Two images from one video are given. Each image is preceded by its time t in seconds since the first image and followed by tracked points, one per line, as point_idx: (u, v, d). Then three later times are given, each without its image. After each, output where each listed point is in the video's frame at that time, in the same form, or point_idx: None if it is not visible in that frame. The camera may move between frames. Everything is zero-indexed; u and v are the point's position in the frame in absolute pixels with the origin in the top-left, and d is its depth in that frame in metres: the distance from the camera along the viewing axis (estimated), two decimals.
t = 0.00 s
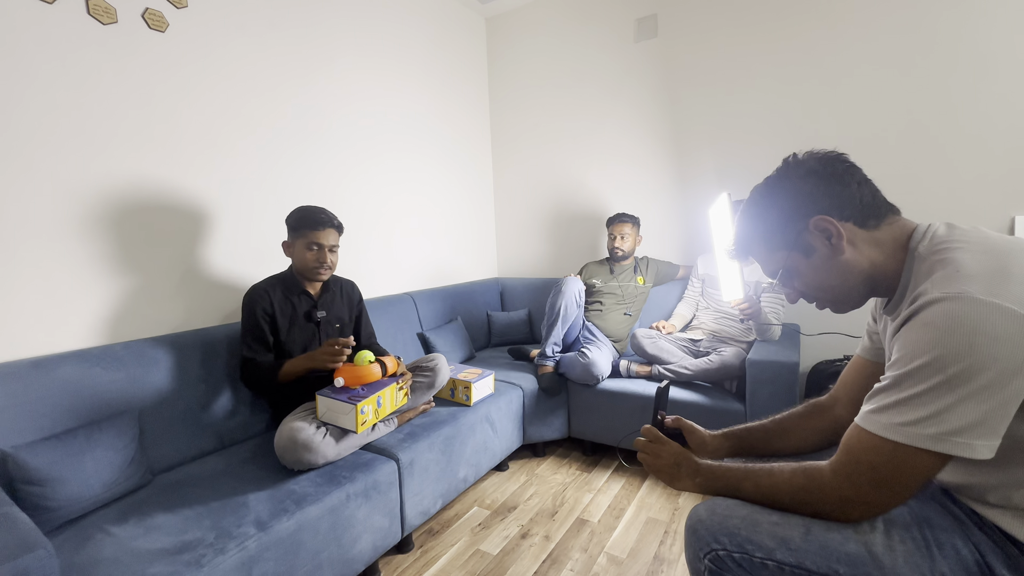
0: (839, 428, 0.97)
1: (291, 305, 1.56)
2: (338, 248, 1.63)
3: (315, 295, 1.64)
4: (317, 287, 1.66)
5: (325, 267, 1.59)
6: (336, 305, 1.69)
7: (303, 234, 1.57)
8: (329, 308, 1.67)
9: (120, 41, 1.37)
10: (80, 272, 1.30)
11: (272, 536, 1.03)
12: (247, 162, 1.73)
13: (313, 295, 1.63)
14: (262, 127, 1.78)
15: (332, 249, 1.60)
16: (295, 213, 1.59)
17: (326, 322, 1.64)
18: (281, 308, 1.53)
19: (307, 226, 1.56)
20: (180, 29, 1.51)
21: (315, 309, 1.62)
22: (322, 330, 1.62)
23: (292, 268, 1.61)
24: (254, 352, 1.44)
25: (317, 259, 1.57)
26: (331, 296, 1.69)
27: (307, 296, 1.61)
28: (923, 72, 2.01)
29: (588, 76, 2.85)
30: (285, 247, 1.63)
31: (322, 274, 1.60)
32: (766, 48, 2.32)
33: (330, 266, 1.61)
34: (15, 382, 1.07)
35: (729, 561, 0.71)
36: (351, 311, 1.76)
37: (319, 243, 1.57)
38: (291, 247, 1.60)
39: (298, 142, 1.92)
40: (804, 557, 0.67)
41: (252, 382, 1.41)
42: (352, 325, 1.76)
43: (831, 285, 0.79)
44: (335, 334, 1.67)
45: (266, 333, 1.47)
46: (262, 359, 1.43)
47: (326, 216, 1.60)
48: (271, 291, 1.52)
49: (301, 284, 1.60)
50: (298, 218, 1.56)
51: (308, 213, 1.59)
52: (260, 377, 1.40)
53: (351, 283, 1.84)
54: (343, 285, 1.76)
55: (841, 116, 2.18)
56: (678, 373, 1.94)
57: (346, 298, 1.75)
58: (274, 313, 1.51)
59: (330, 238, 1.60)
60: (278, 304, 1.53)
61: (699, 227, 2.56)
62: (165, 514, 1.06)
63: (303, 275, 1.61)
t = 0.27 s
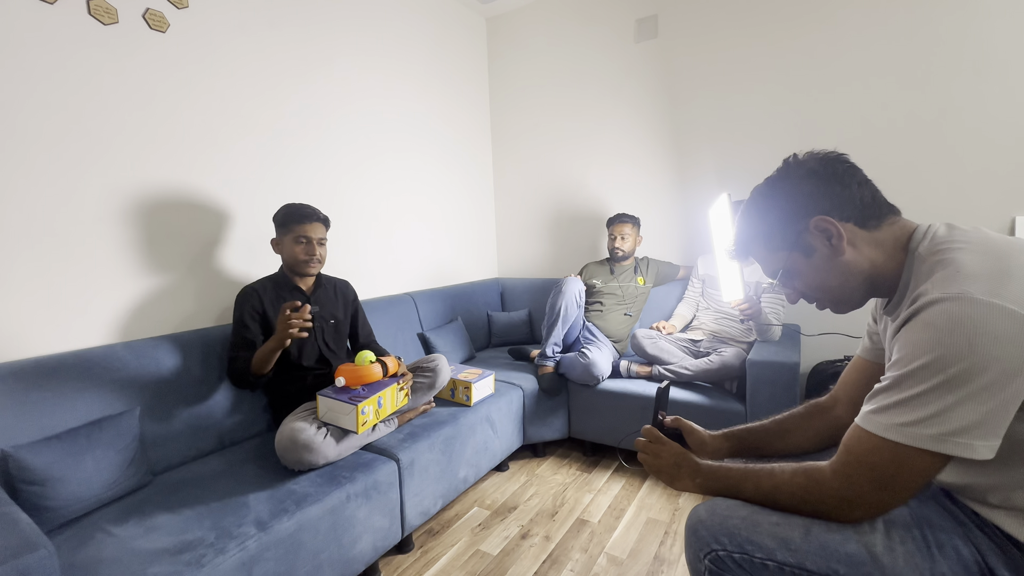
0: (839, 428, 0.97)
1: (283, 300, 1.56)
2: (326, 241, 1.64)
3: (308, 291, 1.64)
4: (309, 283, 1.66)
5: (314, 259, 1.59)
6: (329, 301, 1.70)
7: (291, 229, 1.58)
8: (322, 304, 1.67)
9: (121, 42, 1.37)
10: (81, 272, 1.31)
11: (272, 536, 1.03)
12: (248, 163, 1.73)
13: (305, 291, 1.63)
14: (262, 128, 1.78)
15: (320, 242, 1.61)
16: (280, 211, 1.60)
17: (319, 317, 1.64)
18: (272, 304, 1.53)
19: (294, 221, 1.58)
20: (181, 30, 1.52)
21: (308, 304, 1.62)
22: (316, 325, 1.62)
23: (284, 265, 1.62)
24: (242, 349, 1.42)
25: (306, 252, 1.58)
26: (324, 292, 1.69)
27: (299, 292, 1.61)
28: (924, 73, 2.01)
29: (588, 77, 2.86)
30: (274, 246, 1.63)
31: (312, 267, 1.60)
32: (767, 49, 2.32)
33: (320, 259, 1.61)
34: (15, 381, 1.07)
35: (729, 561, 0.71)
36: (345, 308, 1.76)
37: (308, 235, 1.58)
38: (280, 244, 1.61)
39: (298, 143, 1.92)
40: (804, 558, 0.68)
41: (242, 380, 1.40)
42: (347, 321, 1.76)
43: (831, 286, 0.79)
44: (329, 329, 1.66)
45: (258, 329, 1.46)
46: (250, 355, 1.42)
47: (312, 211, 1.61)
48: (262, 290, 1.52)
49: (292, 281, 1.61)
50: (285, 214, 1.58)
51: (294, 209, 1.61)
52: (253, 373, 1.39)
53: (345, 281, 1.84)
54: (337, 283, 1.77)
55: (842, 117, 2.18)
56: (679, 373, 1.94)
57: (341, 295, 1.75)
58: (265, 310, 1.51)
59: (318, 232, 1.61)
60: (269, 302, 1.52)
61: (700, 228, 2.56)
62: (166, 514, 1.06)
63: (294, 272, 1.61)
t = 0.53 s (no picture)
0: (839, 429, 0.97)
1: (280, 297, 1.57)
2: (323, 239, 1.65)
3: (303, 287, 1.65)
4: (304, 279, 1.66)
5: (311, 257, 1.60)
6: (324, 296, 1.71)
7: (288, 227, 1.58)
8: (319, 299, 1.68)
9: (122, 42, 1.38)
10: (81, 272, 1.31)
11: (272, 536, 1.03)
12: (249, 163, 1.73)
13: (301, 287, 1.64)
14: (263, 128, 1.78)
15: (317, 240, 1.62)
16: (276, 209, 1.61)
17: (317, 312, 1.65)
18: (270, 302, 1.53)
19: (291, 220, 1.58)
20: (181, 30, 1.52)
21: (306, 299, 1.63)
22: (314, 320, 1.62)
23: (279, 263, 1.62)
24: (240, 350, 1.42)
25: (303, 250, 1.59)
26: (319, 288, 1.70)
27: (295, 288, 1.61)
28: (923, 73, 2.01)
29: (588, 77, 2.86)
30: (270, 245, 1.63)
31: (309, 264, 1.61)
32: (767, 49, 2.32)
33: (316, 257, 1.62)
34: (15, 381, 1.07)
35: (728, 561, 0.72)
36: (340, 303, 1.77)
37: (305, 234, 1.59)
38: (276, 242, 1.61)
39: (298, 142, 1.92)
40: (803, 558, 0.68)
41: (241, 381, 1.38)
42: (343, 316, 1.77)
43: (831, 286, 0.79)
44: (327, 323, 1.67)
45: (255, 329, 1.47)
46: (248, 356, 1.42)
47: (308, 210, 1.62)
48: (258, 289, 1.52)
49: (287, 278, 1.61)
50: (281, 213, 1.58)
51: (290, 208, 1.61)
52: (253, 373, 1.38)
53: (338, 279, 1.85)
54: (331, 281, 1.78)
55: (841, 117, 2.18)
56: (679, 374, 1.94)
57: (336, 293, 1.76)
58: (262, 309, 1.51)
59: (315, 231, 1.62)
60: (266, 300, 1.53)
61: (699, 228, 2.56)
62: (166, 514, 1.06)
63: (290, 268, 1.62)
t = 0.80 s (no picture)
0: (839, 429, 0.97)
1: (282, 296, 1.57)
2: (324, 243, 1.65)
3: (304, 287, 1.65)
4: (304, 280, 1.66)
5: (311, 261, 1.60)
6: (325, 296, 1.71)
7: (289, 229, 1.57)
8: (320, 298, 1.68)
9: (122, 41, 1.37)
10: (82, 271, 1.31)
11: (272, 535, 1.03)
12: (249, 162, 1.73)
13: (302, 287, 1.64)
14: (263, 127, 1.78)
15: (318, 244, 1.62)
16: (280, 209, 1.60)
17: (318, 312, 1.65)
18: (272, 300, 1.54)
19: (293, 222, 1.57)
20: (181, 29, 1.52)
21: (307, 299, 1.63)
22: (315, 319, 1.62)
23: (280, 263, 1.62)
24: (249, 343, 1.43)
25: (304, 254, 1.59)
26: (320, 288, 1.70)
27: (296, 287, 1.61)
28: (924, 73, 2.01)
29: (588, 76, 2.86)
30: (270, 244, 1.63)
31: (308, 269, 1.61)
32: (767, 49, 2.32)
33: (317, 261, 1.62)
34: (16, 380, 1.07)
35: (729, 561, 0.71)
36: (341, 303, 1.77)
37: (306, 238, 1.59)
38: (276, 243, 1.60)
39: (299, 142, 1.92)
40: (803, 558, 0.67)
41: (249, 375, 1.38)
42: (344, 315, 1.77)
43: (831, 285, 0.79)
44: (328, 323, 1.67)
45: (261, 324, 1.47)
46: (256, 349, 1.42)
47: (313, 214, 1.61)
48: (260, 287, 1.53)
49: (288, 276, 1.61)
50: (284, 214, 1.57)
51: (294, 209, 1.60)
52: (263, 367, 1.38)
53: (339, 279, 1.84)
54: (332, 280, 1.78)
55: (842, 117, 2.18)
56: (678, 373, 1.94)
57: (336, 292, 1.76)
58: (265, 306, 1.51)
59: (316, 234, 1.62)
60: (268, 297, 1.53)
61: (700, 228, 2.56)
62: (166, 513, 1.06)
63: (289, 270, 1.62)
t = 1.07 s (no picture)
0: (838, 428, 0.97)
1: (286, 300, 1.56)
2: (332, 248, 1.62)
3: (309, 290, 1.64)
4: (309, 283, 1.65)
5: (318, 266, 1.58)
6: (330, 299, 1.70)
7: (299, 233, 1.56)
8: (324, 302, 1.68)
9: (121, 40, 1.37)
10: (81, 270, 1.30)
11: (272, 535, 1.03)
12: (248, 161, 1.73)
13: (307, 290, 1.63)
14: (262, 126, 1.78)
15: (326, 249, 1.59)
16: (291, 210, 1.58)
17: (320, 316, 1.64)
18: (275, 304, 1.53)
19: (302, 226, 1.55)
20: (181, 28, 1.51)
21: (310, 303, 1.62)
22: (317, 325, 1.62)
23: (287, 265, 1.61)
24: (248, 348, 1.43)
25: (311, 258, 1.57)
26: (325, 292, 1.69)
27: (301, 291, 1.60)
28: (924, 73, 2.01)
29: (588, 76, 2.85)
30: (280, 244, 1.62)
31: (314, 273, 1.60)
32: (767, 48, 2.32)
33: (323, 266, 1.60)
34: (15, 379, 1.07)
35: (728, 561, 0.71)
36: (344, 306, 1.76)
37: (314, 242, 1.56)
38: (286, 244, 1.59)
39: (298, 142, 1.92)
40: (803, 557, 0.67)
41: (247, 381, 1.39)
42: (346, 319, 1.76)
43: (831, 285, 0.79)
44: (330, 328, 1.66)
45: (262, 328, 1.47)
46: (255, 356, 1.43)
47: (322, 216, 1.58)
48: (264, 289, 1.52)
49: (294, 280, 1.60)
50: (295, 217, 1.55)
51: (306, 212, 1.57)
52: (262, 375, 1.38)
53: (345, 280, 1.84)
54: (337, 283, 1.77)
55: (842, 116, 2.18)
56: (678, 373, 1.94)
57: (341, 295, 1.75)
58: (268, 309, 1.51)
59: (325, 238, 1.59)
60: (272, 301, 1.52)
61: (699, 228, 2.56)
62: (165, 512, 1.06)
63: (296, 273, 1.61)
